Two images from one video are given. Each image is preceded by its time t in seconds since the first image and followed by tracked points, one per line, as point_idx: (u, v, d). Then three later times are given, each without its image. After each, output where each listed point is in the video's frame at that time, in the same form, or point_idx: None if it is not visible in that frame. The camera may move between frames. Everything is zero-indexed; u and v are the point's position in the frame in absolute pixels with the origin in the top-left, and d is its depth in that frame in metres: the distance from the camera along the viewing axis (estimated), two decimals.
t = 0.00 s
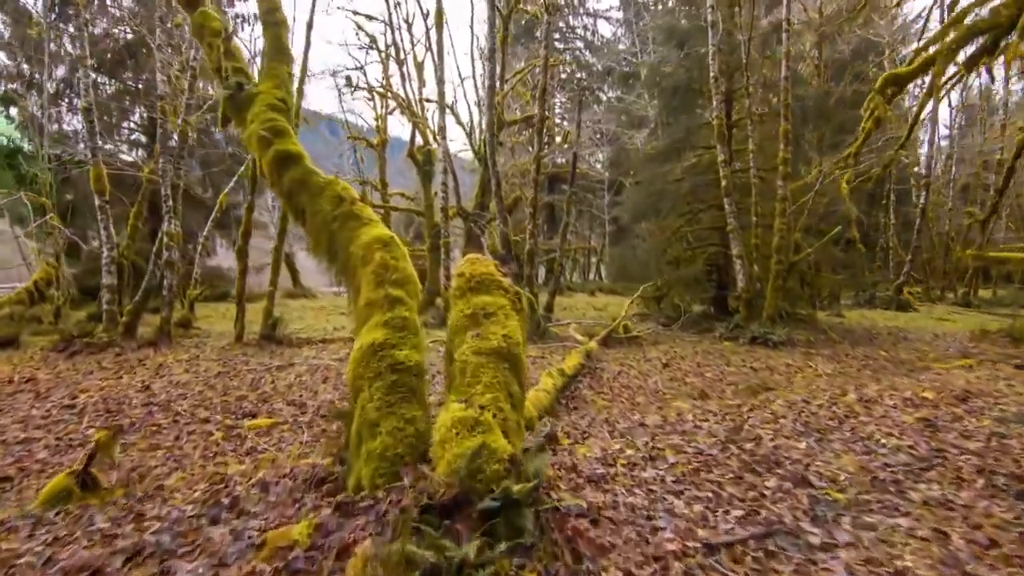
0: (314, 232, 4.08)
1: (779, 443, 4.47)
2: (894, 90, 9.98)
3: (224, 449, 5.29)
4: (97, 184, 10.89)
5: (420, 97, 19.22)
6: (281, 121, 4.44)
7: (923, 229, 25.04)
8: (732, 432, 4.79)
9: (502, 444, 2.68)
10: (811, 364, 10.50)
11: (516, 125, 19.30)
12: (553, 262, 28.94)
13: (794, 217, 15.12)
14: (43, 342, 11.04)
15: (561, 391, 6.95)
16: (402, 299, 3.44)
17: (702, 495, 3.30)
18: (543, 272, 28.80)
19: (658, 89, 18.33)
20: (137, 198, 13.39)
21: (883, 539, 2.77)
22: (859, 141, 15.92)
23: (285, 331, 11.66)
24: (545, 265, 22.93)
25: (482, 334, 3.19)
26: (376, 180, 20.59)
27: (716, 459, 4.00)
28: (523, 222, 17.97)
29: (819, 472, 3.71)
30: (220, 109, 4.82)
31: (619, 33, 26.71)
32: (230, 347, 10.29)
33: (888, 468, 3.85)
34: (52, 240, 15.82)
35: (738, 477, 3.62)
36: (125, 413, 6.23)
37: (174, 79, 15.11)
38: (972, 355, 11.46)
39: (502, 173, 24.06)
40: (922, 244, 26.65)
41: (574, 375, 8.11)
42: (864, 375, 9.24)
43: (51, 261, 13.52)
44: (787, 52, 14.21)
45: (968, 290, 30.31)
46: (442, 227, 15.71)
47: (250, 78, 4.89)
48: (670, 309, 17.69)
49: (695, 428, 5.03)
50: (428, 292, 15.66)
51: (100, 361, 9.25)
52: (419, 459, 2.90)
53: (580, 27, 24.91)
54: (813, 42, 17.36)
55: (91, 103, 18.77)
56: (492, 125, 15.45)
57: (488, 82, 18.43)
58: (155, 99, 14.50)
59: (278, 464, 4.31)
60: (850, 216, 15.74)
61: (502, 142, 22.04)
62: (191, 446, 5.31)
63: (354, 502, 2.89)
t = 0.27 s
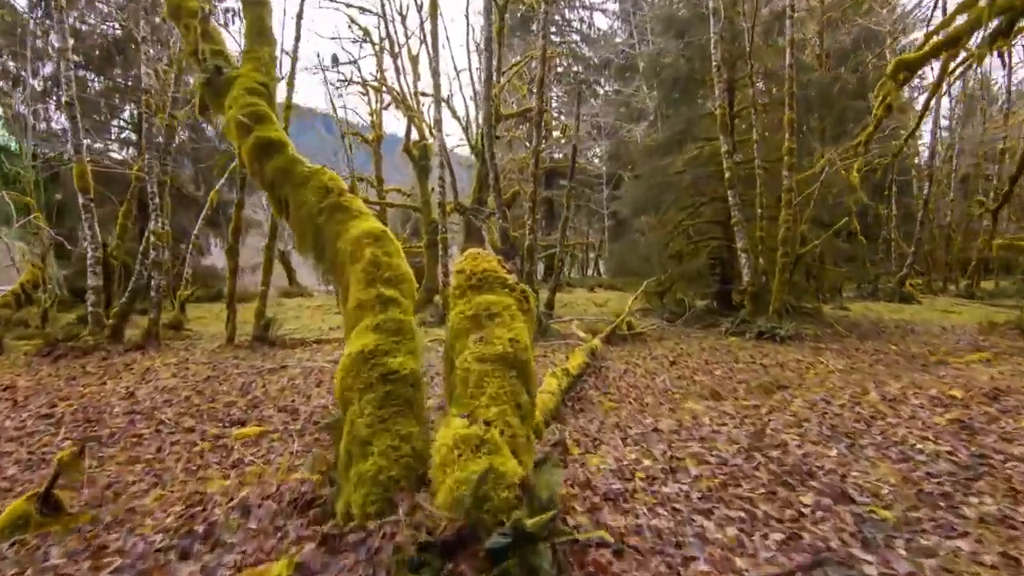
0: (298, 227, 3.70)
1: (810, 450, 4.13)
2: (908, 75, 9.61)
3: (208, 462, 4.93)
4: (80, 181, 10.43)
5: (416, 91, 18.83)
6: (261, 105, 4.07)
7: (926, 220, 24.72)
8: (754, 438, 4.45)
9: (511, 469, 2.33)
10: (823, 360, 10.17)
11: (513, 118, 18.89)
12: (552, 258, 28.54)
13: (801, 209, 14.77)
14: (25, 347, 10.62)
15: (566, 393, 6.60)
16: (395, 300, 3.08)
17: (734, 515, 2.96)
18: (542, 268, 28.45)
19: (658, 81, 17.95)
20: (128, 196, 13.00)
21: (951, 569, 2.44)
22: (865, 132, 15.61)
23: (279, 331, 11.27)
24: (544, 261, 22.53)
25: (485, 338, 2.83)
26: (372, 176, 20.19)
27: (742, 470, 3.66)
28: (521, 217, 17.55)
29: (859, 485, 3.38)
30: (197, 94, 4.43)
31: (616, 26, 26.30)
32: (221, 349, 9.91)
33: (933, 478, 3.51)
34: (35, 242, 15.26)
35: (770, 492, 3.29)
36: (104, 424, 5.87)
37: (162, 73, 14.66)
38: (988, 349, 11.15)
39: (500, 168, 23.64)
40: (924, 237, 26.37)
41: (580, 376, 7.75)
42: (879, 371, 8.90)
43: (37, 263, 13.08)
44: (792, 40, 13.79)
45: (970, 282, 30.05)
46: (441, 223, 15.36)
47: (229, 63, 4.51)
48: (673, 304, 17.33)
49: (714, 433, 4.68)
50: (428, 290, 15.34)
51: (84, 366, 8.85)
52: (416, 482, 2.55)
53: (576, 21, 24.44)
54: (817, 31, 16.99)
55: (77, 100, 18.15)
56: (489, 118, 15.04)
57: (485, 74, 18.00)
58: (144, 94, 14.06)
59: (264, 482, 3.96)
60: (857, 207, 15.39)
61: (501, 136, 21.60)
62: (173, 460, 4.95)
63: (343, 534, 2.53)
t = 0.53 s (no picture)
0: (278, 223, 3.30)
1: (848, 463, 3.75)
2: (921, 63, 9.20)
3: (186, 482, 4.52)
4: (60, 182, 9.95)
5: (412, 87, 18.40)
6: (236, 87, 3.65)
7: (930, 215, 24.40)
8: (784, 450, 4.05)
9: (524, 508, 1.95)
10: (836, 359, 9.80)
11: (510, 115, 18.47)
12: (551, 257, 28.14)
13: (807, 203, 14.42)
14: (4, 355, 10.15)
15: (572, 400, 6.21)
16: (385, 304, 2.68)
17: (780, 547, 2.58)
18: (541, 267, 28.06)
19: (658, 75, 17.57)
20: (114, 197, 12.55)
21: None
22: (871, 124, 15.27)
23: (271, 336, 10.84)
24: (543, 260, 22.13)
25: (489, 346, 2.43)
26: (367, 175, 19.77)
27: (779, 490, 3.28)
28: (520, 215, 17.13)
29: (913, 506, 3.00)
30: (166, 79, 4.00)
31: (613, 21, 25.93)
32: (210, 356, 9.47)
33: (994, 496, 3.14)
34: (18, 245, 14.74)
35: (815, 516, 2.91)
36: (77, 440, 5.44)
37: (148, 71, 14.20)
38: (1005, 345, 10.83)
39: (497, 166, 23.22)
40: (927, 232, 26.09)
41: (586, 381, 7.36)
42: (897, 371, 8.54)
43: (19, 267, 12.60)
44: (796, 30, 13.37)
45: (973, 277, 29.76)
46: (438, 222, 14.94)
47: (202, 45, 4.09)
48: (676, 302, 16.96)
49: (738, 443, 4.29)
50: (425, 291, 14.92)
51: (64, 375, 8.41)
52: (412, 522, 2.17)
53: (571, 17, 23.99)
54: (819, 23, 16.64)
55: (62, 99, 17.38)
56: (486, 114, 14.62)
57: (482, 70, 17.59)
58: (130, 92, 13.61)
59: (244, 508, 3.56)
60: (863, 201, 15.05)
61: (498, 133, 21.17)
62: (147, 481, 4.53)
63: None
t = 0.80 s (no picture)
0: (257, 227, 3.00)
1: (884, 484, 3.47)
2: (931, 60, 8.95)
3: (163, 508, 4.17)
4: (44, 189, 9.60)
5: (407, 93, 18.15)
6: (212, 79, 3.35)
7: (930, 218, 24.22)
8: (813, 468, 3.76)
9: (539, 558, 1.66)
10: (846, 365, 9.52)
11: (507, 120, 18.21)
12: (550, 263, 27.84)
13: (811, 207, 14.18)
14: None
15: (578, 413, 5.89)
16: (375, 316, 2.38)
17: None
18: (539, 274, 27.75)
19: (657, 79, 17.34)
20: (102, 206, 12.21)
21: None
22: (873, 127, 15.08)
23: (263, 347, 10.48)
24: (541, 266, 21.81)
25: (494, 362, 2.12)
26: (363, 182, 19.47)
27: (815, 517, 2.99)
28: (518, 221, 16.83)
29: (965, 534, 2.73)
30: (140, 72, 3.70)
31: (609, 26, 25.78)
32: (199, 369, 9.10)
33: None
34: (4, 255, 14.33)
35: (859, 547, 2.64)
36: (50, 463, 5.07)
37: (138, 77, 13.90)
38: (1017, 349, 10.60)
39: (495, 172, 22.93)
40: (927, 235, 25.93)
41: (591, 392, 7.03)
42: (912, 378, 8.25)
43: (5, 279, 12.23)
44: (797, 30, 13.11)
45: (972, 280, 29.61)
46: (435, 228, 14.63)
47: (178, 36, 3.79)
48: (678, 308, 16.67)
49: (761, 461, 3.99)
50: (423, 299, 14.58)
51: (45, 390, 8.03)
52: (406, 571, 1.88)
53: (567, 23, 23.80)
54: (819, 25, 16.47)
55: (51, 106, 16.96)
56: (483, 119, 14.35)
57: (478, 75, 17.34)
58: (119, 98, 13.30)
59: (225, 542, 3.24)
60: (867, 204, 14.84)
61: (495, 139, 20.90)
62: (123, 508, 4.19)
63: None
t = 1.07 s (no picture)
0: (234, 230, 2.68)
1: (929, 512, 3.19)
2: (943, 61, 8.72)
3: (137, 537, 3.82)
4: (28, 194, 9.24)
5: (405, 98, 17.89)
6: (188, 68, 3.05)
7: (931, 224, 24.03)
8: (847, 493, 3.46)
9: None
10: (857, 374, 9.21)
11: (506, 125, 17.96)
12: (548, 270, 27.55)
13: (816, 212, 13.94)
14: None
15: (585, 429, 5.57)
16: (364, 332, 2.05)
17: None
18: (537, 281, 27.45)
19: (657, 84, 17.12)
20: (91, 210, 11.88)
21: None
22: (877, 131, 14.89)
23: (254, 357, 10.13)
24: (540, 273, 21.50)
25: (502, 385, 1.81)
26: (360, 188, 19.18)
27: (859, 554, 2.71)
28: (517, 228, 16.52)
29: None
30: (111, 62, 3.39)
31: (607, 32, 25.63)
32: (186, 380, 8.73)
33: None
34: None
35: None
36: (17, 485, 4.70)
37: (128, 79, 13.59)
38: None
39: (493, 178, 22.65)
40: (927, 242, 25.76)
41: (596, 405, 6.70)
42: (928, 389, 7.96)
43: None
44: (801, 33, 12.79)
45: (973, 286, 29.41)
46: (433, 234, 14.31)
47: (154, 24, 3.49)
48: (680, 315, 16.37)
49: (789, 485, 3.69)
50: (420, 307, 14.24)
51: (24, 403, 7.66)
52: None
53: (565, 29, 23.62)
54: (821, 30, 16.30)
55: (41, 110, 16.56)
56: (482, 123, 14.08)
57: (477, 79, 17.10)
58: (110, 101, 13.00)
59: None
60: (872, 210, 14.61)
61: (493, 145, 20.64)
62: (93, 537, 3.84)
63: None
